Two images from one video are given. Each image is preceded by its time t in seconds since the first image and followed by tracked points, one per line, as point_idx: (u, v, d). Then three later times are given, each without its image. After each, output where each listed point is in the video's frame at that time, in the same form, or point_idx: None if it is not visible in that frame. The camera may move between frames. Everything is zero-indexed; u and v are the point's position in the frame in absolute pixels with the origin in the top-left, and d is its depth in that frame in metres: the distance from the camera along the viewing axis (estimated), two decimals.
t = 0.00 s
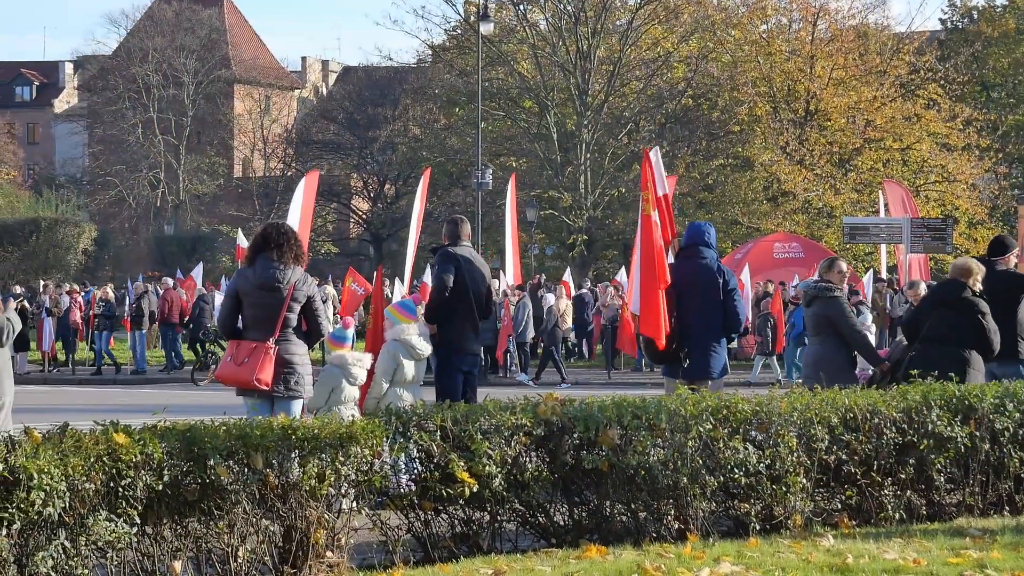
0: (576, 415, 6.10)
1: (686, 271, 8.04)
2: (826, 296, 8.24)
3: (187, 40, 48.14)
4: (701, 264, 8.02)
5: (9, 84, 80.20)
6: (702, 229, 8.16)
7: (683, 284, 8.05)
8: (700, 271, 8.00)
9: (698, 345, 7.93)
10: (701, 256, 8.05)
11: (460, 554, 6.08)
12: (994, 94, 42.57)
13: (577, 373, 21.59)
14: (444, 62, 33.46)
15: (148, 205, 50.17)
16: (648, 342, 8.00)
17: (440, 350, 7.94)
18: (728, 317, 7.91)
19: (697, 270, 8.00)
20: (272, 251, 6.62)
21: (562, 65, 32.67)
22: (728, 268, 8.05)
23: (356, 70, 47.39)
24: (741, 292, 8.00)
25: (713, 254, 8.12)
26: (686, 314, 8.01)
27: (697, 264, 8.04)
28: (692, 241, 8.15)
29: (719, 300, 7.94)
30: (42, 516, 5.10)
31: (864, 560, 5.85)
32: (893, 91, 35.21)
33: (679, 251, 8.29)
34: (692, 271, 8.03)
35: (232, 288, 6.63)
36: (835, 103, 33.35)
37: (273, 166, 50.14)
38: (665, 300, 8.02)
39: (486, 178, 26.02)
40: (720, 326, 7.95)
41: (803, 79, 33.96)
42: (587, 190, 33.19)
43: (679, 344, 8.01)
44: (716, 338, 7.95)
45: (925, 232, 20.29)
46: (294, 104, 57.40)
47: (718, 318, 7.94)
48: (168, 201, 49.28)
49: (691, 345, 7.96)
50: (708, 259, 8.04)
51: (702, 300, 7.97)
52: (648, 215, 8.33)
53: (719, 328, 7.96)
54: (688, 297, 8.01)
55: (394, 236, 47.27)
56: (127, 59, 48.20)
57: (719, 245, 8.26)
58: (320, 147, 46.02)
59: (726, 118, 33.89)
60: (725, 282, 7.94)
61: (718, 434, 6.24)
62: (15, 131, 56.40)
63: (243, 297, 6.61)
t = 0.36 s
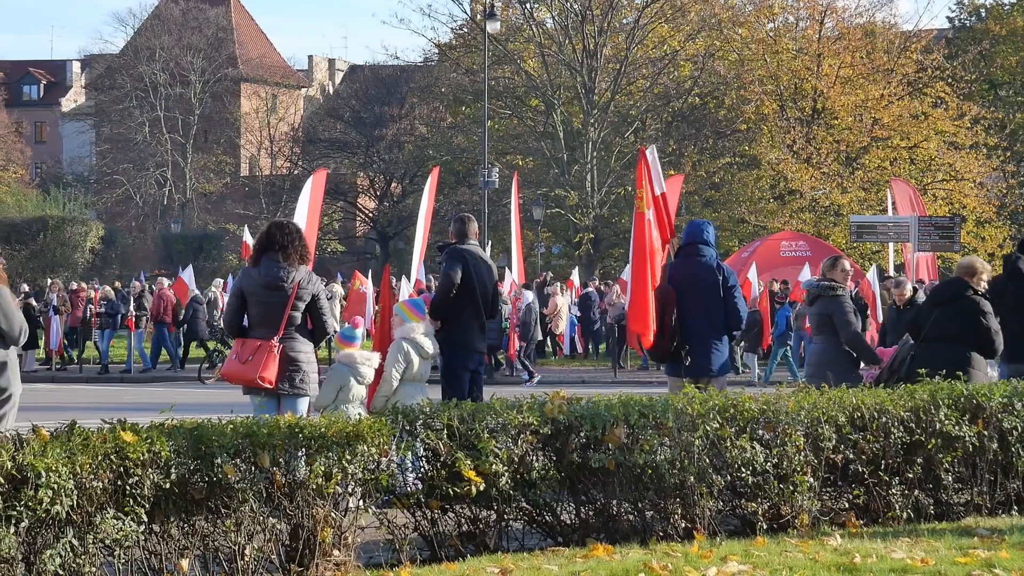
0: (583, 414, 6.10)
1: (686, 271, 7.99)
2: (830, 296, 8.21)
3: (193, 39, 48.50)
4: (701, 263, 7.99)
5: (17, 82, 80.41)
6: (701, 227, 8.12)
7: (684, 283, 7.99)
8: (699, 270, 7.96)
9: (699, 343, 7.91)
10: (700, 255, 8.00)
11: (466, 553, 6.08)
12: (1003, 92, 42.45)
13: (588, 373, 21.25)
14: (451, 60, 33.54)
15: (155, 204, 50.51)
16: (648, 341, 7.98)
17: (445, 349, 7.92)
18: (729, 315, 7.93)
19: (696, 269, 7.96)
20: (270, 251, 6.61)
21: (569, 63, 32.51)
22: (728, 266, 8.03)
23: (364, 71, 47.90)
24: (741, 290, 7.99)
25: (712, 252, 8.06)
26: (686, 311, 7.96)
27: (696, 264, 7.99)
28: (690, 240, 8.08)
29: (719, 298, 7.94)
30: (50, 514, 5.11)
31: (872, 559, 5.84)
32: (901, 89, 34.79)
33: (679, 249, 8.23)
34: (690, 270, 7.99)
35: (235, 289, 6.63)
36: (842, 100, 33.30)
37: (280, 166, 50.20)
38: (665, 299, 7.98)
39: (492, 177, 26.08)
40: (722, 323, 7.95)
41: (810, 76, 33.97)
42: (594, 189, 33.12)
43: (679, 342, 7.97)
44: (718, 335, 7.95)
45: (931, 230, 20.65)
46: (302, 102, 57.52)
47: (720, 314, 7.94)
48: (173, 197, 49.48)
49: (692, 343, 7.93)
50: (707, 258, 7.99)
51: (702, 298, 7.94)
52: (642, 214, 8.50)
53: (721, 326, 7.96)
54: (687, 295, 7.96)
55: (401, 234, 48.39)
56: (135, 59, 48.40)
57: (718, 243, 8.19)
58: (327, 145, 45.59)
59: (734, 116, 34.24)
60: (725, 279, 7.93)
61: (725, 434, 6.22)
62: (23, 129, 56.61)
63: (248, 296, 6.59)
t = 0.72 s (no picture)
0: (604, 414, 6.09)
1: (702, 270, 8.00)
2: (845, 295, 8.27)
3: (214, 40, 48.64)
4: (717, 262, 7.98)
5: (37, 84, 80.57)
6: (718, 227, 8.12)
7: (702, 283, 7.98)
8: (715, 269, 7.96)
9: (714, 343, 7.91)
10: (717, 255, 8.00)
11: (487, 554, 6.08)
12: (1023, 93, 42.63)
13: (610, 373, 21.31)
14: (471, 61, 33.61)
15: (175, 205, 50.76)
16: (665, 342, 7.97)
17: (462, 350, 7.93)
18: (746, 314, 7.94)
19: (712, 269, 7.97)
20: (287, 251, 6.63)
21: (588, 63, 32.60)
22: (745, 265, 8.03)
23: (383, 70, 47.69)
24: (758, 288, 8.00)
25: (728, 252, 8.07)
26: (703, 311, 7.96)
27: (712, 263, 7.99)
28: (706, 239, 8.08)
29: (735, 297, 7.95)
30: (72, 515, 5.12)
31: (894, 560, 5.83)
32: (922, 88, 34.88)
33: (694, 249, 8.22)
34: (706, 270, 7.98)
35: (255, 289, 6.65)
36: (862, 100, 33.33)
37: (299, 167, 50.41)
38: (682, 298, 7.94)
39: (513, 176, 26.19)
40: (739, 321, 7.96)
41: (831, 77, 34.05)
42: (614, 189, 33.23)
43: (695, 342, 7.96)
44: (735, 334, 7.95)
45: (952, 229, 20.91)
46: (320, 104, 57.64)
47: (737, 313, 7.94)
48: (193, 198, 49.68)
49: (708, 343, 7.93)
50: (724, 257, 7.99)
51: (719, 297, 7.95)
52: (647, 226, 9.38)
53: (737, 325, 7.97)
54: (705, 294, 7.97)
55: (420, 234, 47.85)
56: (155, 60, 48.51)
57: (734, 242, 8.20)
58: (346, 146, 45.83)
59: (754, 116, 34.29)
60: (741, 279, 7.94)
61: (747, 434, 6.21)
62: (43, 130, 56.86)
63: (268, 296, 6.60)
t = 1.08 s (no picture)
0: (628, 416, 6.09)
1: (736, 272, 7.99)
2: (870, 296, 8.29)
3: (237, 42, 48.95)
4: (751, 264, 7.98)
5: (61, 88, 80.81)
6: (753, 229, 8.11)
7: (737, 285, 7.97)
8: (749, 271, 7.96)
9: (746, 343, 7.89)
10: (751, 256, 8.01)
11: (512, 555, 6.07)
12: None
13: (636, 373, 21.44)
14: (495, 62, 33.76)
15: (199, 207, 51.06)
16: (699, 343, 7.93)
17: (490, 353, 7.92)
18: (779, 316, 7.91)
19: (746, 270, 7.97)
20: (321, 253, 6.63)
21: (611, 65, 32.73)
22: (778, 268, 8.04)
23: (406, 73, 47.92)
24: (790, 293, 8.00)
25: (763, 255, 8.07)
26: (736, 313, 7.94)
27: (747, 264, 7.99)
28: (741, 242, 8.09)
29: (769, 299, 7.93)
30: (97, 517, 5.13)
31: (920, 561, 5.82)
32: (945, 90, 35.32)
33: (729, 251, 8.22)
34: (740, 271, 7.98)
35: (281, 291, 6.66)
36: (887, 101, 33.64)
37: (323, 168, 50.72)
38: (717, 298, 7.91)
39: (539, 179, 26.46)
40: (771, 323, 7.94)
41: (855, 77, 34.45)
42: (638, 189, 33.16)
43: (728, 343, 7.92)
44: (768, 336, 7.94)
45: (978, 230, 20.99)
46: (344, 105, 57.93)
47: (770, 315, 7.92)
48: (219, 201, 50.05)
49: (741, 344, 7.91)
50: (758, 259, 8.00)
51: (751, 298, 7.93)
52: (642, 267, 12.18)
53: (770, 327, 7.95)
54: (738, 295, 7.96)
55: (445, 236, 47.97)
56: (178, 62, 48.84)
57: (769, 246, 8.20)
58: (371, 147, 46.22)
59: (777, 117, 34.55)
60: (775, 282, 7.94)
61: (772, 435, 6.21)
62: (68, 133, 57.16)
63: (293, 297, 6.62)
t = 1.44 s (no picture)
0: (650, 415, 6.09)
1: (771, 270, 7.93)
2: (891, 294, 8.29)
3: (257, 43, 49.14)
4: (785, 263, 7.92)
5: (82, 90, 81.13)
6: (787, 227, 8.03)
7: (771, 284, 7.92)
8: (783, 269, 7.90)
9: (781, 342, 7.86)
10: (785, 255, 7.93)
11: (535, 555, 6.06)
12: None
13: (655, 372, 21.37)
14: (515, 62, 33.81)
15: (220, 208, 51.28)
16: (732, 343, 7.82)
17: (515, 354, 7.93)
18: (813, 315, 7.91)
19: (781, 269, 7.89)
20: (352, 255, 6.62)
21: (633, 64, 32.57)
22: (813, 267, 7.98)
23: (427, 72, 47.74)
24: (824, 292, 7.99)
25: (796, 253, 8.02)
26: (769, 311, 7.90)
27: (781, 263, 7.92)
28: (775, 239, 8.01)
29: (803, 298, 7.91)
30: (120, 518, 5.13)
31: (943, 559, 5.81)
32: (965, 87, 35.70)
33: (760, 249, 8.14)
34: (775, 270, 7.92)
35: (309, 290, 6.64)
36: (907, 99, 34.05)
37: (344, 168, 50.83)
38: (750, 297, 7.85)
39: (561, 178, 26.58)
40: (805, 322, 7.93)
41: (876, 76, 34.74)
42: (659, 190, 33.40)
43: (762, 342, 7.87)
44: (802, 335, 7.92)
45: (999, 228, 20.89)
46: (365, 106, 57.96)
47: (804, 314, 7.91)
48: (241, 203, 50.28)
49: (776, 343, 7.87)
50: (792, 258, 7.93)
51: (786, 296, 7.89)
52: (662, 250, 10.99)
53: (804, 326, 7.93)
54: (772, 293, 7.91)
55: (466, 236, 47.77)
56: (198, 64, 49.04)
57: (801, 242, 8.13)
58: (391, 148, 45.99)
59: (798, 115, 34.70)
60: (810, 281, 7.91)
61: (794, 434, 6.20)
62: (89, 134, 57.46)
63: (315, 299, 6.63)
